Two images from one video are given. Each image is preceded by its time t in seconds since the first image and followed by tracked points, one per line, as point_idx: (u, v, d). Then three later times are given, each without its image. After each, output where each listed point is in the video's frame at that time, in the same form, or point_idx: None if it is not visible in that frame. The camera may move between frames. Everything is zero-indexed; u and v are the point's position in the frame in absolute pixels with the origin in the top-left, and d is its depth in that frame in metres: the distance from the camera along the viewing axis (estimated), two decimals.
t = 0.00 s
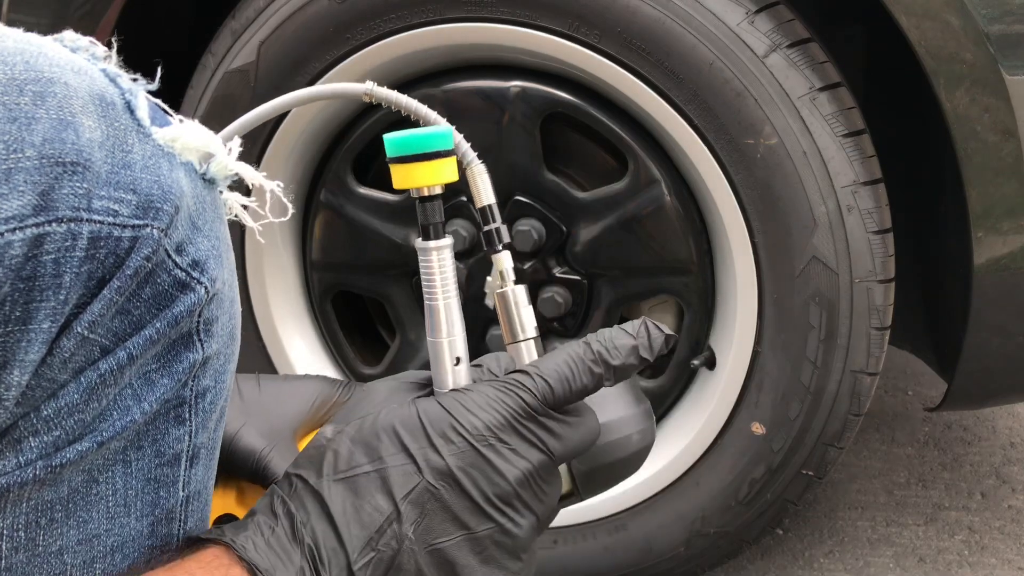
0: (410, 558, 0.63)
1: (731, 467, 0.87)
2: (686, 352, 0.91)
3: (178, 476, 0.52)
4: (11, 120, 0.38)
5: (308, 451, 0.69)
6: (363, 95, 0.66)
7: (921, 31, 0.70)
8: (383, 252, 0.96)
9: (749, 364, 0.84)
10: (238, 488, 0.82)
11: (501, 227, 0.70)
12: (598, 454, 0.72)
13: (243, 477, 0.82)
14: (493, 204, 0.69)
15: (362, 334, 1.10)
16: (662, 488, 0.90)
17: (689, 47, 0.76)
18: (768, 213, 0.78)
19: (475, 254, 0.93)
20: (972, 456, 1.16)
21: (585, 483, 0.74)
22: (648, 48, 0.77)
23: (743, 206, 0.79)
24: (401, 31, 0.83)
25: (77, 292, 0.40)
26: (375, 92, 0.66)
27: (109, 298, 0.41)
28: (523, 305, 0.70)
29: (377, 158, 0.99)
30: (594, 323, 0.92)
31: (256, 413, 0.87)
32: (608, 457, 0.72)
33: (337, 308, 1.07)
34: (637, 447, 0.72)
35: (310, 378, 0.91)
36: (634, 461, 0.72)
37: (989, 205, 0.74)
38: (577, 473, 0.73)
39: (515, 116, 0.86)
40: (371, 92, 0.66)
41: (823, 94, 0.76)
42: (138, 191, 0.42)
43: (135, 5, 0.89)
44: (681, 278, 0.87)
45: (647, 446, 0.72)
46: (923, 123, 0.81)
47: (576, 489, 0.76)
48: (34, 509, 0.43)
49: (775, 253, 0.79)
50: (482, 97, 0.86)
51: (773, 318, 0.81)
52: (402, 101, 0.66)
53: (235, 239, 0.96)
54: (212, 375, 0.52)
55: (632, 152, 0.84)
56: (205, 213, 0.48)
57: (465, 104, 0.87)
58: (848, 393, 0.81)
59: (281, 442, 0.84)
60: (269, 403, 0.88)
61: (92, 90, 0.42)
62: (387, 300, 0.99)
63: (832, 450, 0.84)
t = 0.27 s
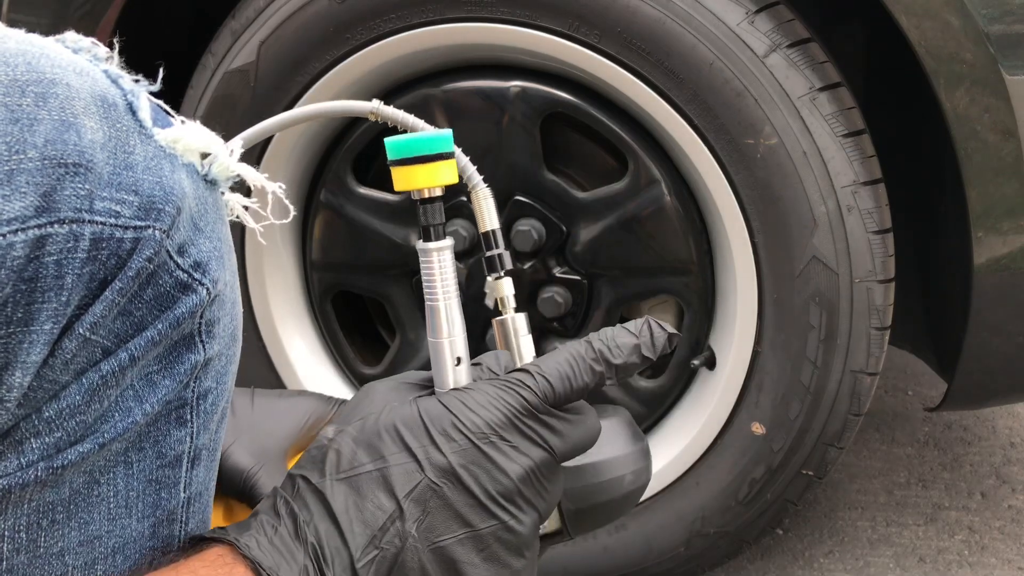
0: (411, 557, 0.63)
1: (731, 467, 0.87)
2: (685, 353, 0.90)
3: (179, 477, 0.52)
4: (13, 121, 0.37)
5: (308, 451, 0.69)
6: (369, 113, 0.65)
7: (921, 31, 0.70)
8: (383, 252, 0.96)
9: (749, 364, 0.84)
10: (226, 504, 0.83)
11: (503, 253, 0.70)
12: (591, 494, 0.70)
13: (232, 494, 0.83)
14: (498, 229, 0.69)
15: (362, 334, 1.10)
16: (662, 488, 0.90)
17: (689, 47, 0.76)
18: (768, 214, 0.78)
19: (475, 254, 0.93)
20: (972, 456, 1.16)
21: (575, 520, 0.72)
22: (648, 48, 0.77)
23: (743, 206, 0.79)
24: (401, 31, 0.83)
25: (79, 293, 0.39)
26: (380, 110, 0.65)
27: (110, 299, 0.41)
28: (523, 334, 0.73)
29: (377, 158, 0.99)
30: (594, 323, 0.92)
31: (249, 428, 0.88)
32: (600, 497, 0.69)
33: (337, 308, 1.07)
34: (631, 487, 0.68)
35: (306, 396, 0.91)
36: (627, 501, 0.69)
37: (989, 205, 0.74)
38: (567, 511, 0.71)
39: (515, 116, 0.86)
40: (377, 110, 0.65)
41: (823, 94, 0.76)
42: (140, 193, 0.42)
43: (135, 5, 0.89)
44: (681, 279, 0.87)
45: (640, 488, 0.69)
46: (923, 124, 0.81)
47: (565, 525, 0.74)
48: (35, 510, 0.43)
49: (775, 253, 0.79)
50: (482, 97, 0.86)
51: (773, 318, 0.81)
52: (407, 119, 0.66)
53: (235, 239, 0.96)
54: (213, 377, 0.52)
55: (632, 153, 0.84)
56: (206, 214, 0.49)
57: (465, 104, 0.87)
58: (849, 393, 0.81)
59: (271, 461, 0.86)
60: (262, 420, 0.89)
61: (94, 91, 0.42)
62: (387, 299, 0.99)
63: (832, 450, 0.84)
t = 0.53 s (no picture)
0: (415, 544, 0.65)
1: (731, 467, 0.87)
2: (685, 353, 0.91)
3: (179, 478, 0.52)
4: (12, 122, 0.38)
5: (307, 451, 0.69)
6: (373, 121, 0.68)
7: (921, 31, 0.70)
8: (384, 252, 0.96)
9: (749, 365, 0.84)
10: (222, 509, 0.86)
11: (505, 265, 0.72)
12: (592, 511, 0.66)
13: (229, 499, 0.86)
14: (501, 239, 0.70)
15: (362, 334, 1.10)
16: (662, 488, 0.90)
17: (689, 47, 0.76)
18: (768, 214, 0.78)
19: (475, 254, 0.93)
20: (972, 456, 1.16)
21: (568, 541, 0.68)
22: (648, 48, 0.77)
23: (743, 206, 0.79)
24: (401, 31, 0.83)
25: (79, 293, 0.39)
26: (384, 118, 0.68)
27: (110, 300, 0.41)
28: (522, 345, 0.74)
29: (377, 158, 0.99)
30: (594, 323, 0.92)
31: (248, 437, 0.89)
32: (600, 516, 0.66)
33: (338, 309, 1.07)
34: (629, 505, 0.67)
35: (306, 404, 0.91)
36: (624, 519, 0.68)
37: (989, 205, 0.74)
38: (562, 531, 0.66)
39: (515, 116, 0.86)
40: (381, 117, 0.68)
41: (823, 94, 0.76)
42: (140, 193, 0.42)
43: (134, 5, 0.89)
44: (681, 279, 0.87)
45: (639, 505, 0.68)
46: (923, 124, 0.81)
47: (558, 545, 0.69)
48: (35, 511, 0.43)
49: (775, 253, 0.79)
50: (482, 97, 0.86)
51: (773, 318, 0.81)
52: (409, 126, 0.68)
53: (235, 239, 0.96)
54: (213, 377, 0.52)
55: (632, 153, 0.84)
56: (206, 215, 0.49)
57: (465, 104, 0.87)
58: (849, 393, 0.81)
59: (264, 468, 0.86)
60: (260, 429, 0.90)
61: (94, 92, 0.42)
62: (387, 300, 0.99)
63: (832, 450, 0.84)
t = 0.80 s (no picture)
0: (427, 474, 0.67)
1: (731, 467, 0.87)
2: (685, 353, 0.91)
3: (178, 476, 0.53)
4: (11, 120, 0.38)
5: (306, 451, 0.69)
6: (372, 133, 0.73)
7: (921, 31, 0.70)
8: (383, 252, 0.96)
9: (749, 364, 0.84)
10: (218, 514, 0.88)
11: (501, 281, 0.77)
12: (579, 535, 0.66)
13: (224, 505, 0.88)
14: (496, 257, 0.75)
15: (363, 334, 1.10)
16: (661, 488, 0.90)
17: (689, 47, 0.76)
18: (768, 214, 0.78)
19: (475, 254, 0.93)
20: (972, 456, 1.16)
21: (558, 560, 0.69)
22: (648, 48, 0.77)
23: (743, 206, 0.79)
24: (401, 31, 0.83)
25: (78, 292, 0.40)
26: (383, 131, 0.73)
27: (109, 299, 0.41)
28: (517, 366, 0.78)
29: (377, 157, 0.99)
30: (594, 323, 0.92)
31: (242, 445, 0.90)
32: (587, 540, 0.67)
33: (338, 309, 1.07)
34: (618, 531, 0.67)
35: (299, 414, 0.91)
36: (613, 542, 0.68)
37: (989, 205, 0.74)
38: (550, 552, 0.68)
39: (515, 116, 0.86)
40: (380, 131, 0.73)
41: (823, 94, 0.76)
42: (139, 192, 0.42)
43: (134, 5, 0.90)
44: (681, 279, 0.87)
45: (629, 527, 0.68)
46: (923, 124, 0.81)
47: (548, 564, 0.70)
48: (34, 510, 0.43)
49: (775, 253, 0.79)
50: (482, 97, 0.86)
51: (773, 318, 0.81)
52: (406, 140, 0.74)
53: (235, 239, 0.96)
54: (212, 376, 0.52)
55: (632, 152, 0.84)
56: (205, 214, 0.49)
57: (465, 104, 0.87)
58: (848, 393, 0.81)
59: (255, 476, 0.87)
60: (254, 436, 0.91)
61: (93, 91, 0.43)
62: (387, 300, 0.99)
63: (832, 450, 0.84)
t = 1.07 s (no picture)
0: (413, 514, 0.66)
1: (731, 467, 0.87)
2: (685, 353, 0.91)
3: (180, 478, 0.52)
4: (13, 121, 0.38)
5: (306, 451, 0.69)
6: (385, 134, 0.77)
7: (921, 31, 0.70)
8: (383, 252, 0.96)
9: (749, 364, 0.84)
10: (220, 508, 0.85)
11: (507, 276, 0.75)
12: (583, 517, 0.67)
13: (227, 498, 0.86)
14: (502, 252, 0.75)
15: (363, 334, 1.10)
16: (661, 488, 0.91)
17: (689, 47, 0.76)
18: (768, 214, 0.78)
19: (475, 254, 0.93)
20: (972, 455, 1.16)
21: (561, 547, 0.69)
22: (648, 48, 0.77)
23: (743, 206, 0.80)
24: (401, 31, 0.83)
25: (79, 294, 0.40)
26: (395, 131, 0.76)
27: (110, 300, 0.41)
28: (522, 357, 0.72)
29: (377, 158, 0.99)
30: (594, 323, 0.92)
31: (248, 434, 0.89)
32: (592, 522, 0.67)
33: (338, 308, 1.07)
34: (623, 513, 0.68)
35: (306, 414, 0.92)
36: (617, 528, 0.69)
37: (989, 205, 0.74)
38: (555, 537, 0.68)
39: (515, 116, 0.86)
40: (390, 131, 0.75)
41: (823, 94, 0.76)
42: (140, 193, 0.42)
43: (135, 5, 0.90)
44: (681, 278, 0.87)
45: (633, 513, 0.68)
46: (923, 124, 0.81)
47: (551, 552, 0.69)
48: (35, 511, 0.44)
49: (774, 253, 0.79)
50: (482, 97, 0.86)
51: (773, 318, 0.81)
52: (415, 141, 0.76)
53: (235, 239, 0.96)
54: (214, 378, 0.52)
55: (632, 152, 0.84)
56: (207, 215, 0.49)
57: (465, 104, 0.87)
58: (848, 393, 0.81)
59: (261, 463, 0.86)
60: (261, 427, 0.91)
61: (94, 92, 0.43)
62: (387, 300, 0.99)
63: (832, 450, 0.84)
